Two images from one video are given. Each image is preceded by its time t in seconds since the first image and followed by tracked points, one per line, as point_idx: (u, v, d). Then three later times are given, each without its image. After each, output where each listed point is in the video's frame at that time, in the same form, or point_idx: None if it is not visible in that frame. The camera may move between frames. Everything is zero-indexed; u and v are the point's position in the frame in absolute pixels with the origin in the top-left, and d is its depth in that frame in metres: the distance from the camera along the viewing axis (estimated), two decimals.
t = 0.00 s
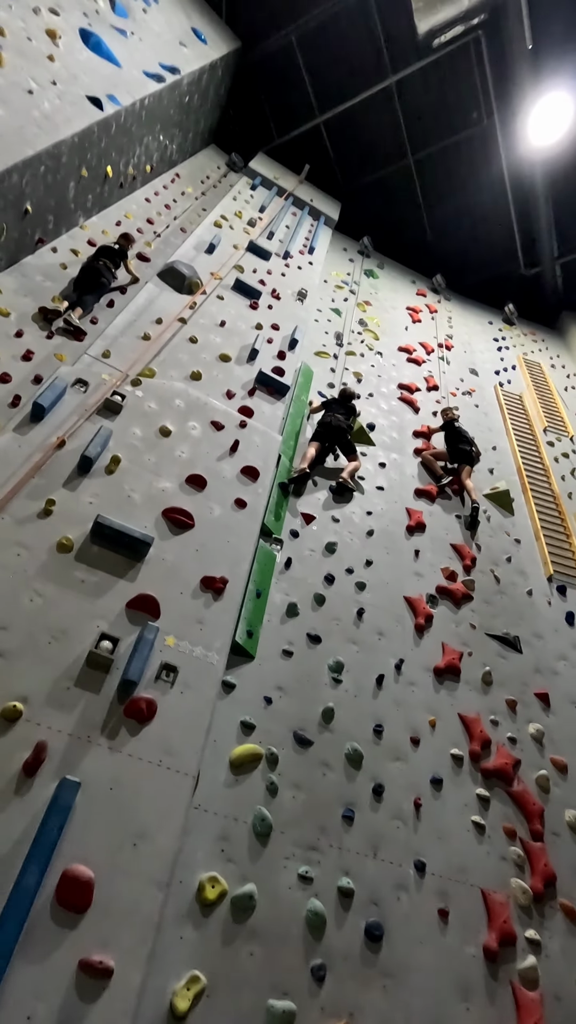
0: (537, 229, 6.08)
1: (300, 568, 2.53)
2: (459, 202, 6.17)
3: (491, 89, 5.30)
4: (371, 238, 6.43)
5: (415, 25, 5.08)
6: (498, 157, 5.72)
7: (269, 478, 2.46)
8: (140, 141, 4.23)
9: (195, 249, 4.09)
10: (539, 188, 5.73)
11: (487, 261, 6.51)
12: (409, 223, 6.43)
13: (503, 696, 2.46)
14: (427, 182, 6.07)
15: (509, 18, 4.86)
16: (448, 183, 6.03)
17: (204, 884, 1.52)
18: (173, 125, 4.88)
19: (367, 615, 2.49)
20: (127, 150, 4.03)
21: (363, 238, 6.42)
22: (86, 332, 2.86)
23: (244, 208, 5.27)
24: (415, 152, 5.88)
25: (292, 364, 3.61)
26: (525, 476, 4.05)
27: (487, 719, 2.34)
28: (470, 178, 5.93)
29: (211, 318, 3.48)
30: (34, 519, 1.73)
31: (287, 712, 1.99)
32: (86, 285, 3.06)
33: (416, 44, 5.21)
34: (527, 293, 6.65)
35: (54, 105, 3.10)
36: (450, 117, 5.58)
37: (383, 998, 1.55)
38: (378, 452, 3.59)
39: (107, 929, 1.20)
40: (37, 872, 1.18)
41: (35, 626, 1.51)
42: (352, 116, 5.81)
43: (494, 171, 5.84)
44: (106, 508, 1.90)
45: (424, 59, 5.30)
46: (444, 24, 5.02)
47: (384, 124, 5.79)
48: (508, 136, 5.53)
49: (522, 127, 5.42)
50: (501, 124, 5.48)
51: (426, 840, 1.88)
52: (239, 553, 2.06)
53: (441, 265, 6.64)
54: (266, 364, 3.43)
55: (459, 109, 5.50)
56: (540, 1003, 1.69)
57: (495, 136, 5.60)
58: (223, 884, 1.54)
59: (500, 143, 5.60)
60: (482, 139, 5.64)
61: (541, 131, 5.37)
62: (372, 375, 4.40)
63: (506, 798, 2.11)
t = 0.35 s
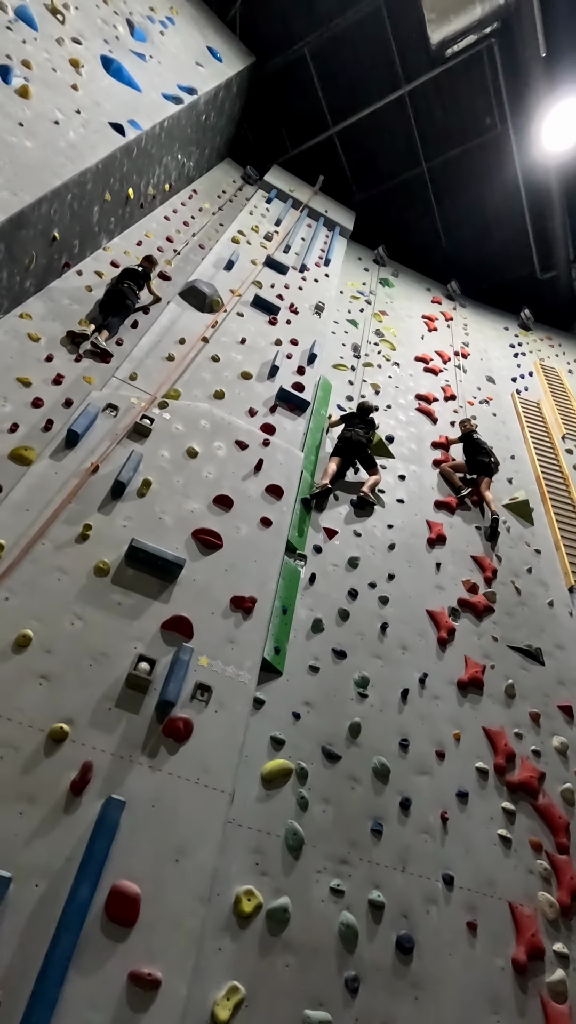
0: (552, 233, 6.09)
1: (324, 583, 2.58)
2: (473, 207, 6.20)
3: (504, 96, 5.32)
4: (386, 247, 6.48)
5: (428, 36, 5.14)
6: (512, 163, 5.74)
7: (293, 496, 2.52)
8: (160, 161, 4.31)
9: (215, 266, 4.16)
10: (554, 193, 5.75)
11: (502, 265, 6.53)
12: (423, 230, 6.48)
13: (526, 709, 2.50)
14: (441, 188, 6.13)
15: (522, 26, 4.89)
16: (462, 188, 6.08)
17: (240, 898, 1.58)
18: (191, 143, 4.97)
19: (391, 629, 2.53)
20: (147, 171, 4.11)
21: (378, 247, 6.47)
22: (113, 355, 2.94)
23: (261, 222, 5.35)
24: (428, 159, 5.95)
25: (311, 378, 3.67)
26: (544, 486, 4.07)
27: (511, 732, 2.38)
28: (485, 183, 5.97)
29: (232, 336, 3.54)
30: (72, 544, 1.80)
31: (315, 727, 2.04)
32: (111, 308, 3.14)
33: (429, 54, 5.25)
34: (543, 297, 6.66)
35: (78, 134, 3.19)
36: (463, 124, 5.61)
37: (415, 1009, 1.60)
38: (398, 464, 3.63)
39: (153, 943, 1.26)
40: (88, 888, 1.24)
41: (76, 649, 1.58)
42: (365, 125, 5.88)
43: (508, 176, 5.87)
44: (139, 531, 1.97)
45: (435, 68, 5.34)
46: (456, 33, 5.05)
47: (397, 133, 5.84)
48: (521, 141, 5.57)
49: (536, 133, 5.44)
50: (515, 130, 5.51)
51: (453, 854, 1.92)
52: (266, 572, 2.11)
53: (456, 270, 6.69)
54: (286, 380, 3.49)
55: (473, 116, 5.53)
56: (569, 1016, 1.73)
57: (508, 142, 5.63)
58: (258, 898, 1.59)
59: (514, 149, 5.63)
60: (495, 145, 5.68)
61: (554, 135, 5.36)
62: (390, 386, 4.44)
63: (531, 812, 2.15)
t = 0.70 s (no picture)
0: (556, 240, 6.14)
1: (336, 594, 2.64)
2: (478, 214, 6.25)
3: (510, 105, 5.37)
4: (391, 254, 6.54)
5: (434, 45, 5.19)
6: (517, 170, 5.79)
7: (306, 509, 2.58)
8: (170, 173, 4.37)
9: (224, 277, 4.23)
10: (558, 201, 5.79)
11: (506, 272, 6.58)
12: (428, 237, 6.53)
13: (533, 716, 2.56)
14: (446, 195, 6.19)
15: (526, 37, 4.92)
16: (467, 195, 6.13)
17: (263, 901, 1.65)
18: (200, 153, 5.02)
19: (401, 638, 2.60)
20: (159, 183, 4.18)
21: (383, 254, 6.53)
22: (128, 369, 3.01)
23: (268, 230, 5.41)
24: (433, 166, 6.00)
25: (321, 389, 3.74)
26: (548, 493, 4.14)
27: (518, 739, 2.44)
28: (489, 190, 6.02)
29: (243, 348, 3.61)
30: (98, 561, 1.87)
31: (330, 736, 2.11)
32: (126, 322, 3.20)
33: (434, 62, 5.29)
34: (546, 303, 6.72)
35: (94, 152, 3.26)
36: (468, 132, 5.66)
37: (430, 1008, 1.67)
38: (405, 473, 3.70)
39: (185, 946, 1.33)
40: (124, 895, 1.31)
41: (105, 664, 1.65)
42: (371, 133, 5.94)
43: (513, 184, 5.92)
44: (160, 547, 2.03)
45: (441, 77, 5.39)
46: (463, 43, 5.10)
47: (403, 140, 5.90)
48: (526, 150, 5.61)
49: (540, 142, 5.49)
50: (519, 139, 5.56)
51: (465, 858, 1.99)
52: (283, 585, 2.18)
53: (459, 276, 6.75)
54: (297, 391, 3.56)
55: (477, 124, 5.57)
56: None
57: (512, 150, 5.67)
58: (280, 901, 1.66)
59: (519, 157, 5.68)
60: (499, 153, 5.72)
61: (558, 146, 5.42)
62: (397, 395, 4.51)
63: (539, 817, 2.22)
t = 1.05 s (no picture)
0: (559, 246, 6.17)
1: (345, 606, 2.69)
2: (481, 219, 6.28)
3: (513, 112, 5.38)
4: (395, 260, 6.58)
5: (438, 53, 5.20)
6: (520, 177, 5.80)
7: (316, 523, 2.63)
8: (178, 183, 4.40)
9: (232, 288, 4.27)
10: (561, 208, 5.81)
11: (509, 277, 6.62)
12: (432, 242, 6.57)
13: (539, 726, 2.62)
14: (449, 201, 6.22)
15: (529, 43, 4.88)
16: (470, 200, 6.15)
17: (279, 911, 1.71)
18: (207, 162, 5.06)
19: (409, 650, 2.65)
20: (167, 194, 4.21)
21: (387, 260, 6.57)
22: (139, 383, 3.06)
23: (273, 238, 5.45)
24: (437, 172, 6.03)
25: (328, 399, 3.78)
26: (552, 502, 4.19)
27: (524, 749, 2.50)
28: (492, 196, 6.04)
29: (252, 360, 3.66)
30: (117, 580, 1.92)
31: (341, 748, 2.16)
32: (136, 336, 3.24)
33: (439, 68, 5.30)
34: (549, 308, 6.76)
35: (104, 167, 3.28)
36: (472, 138, 5.68)
37: (440, 1014, 1.73)
38: (411, 483, 3.74)
39: (208, 957, 1.39)
40: (151, 909, 1.37)
41: (126, 682, 1.70)
42: (375, 139, 5.97)
43: (516, 191, 5.94)
44: (176, 564, 2.09)
45: (445, 84, 5.40)
46: (466, 51, 5.09)
47: (407, 147, 5.93)
48: (529, 156, 5.62)
49: (543, 148, 5.48)
50: (523, 145, 5.56)
51: (473, 867, 2.05)
52: (295, 600, 2.23)
53: (463, 281, 6.79)
54: (304, 403, 3.61)
55: (481, 129, 5.58)
56: None
57: (516, 155, 5.68)
58: (295, 911, 1.72)
59: (522, 164, 5.69)
60: (503, 158, 5.74)
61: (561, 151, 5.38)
62: (402, 403, 4.56)
63: (545, 826, 2.28)
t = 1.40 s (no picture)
0: (559, 250, 6.22)
1: (354, 614, 2.76)
2: (482, 225, 6.34)
3: (513, 120, 5.43)
4: (397, 266, 6.65)
5: (438, 63, 5.25)
6: (520, 183, 5.86)
7: (324, 534, 2.70)
8: (184, 196, 4.44)
9: (237, 299, 4.34)
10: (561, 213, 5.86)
11: (510, 281, 6.67)
12: (433, 247, 6.63)
13: (543, 731, 2.68)
14: (450, 206, 6.27)
15: (528, 55, 4.94)
16: (470, 206, 6.21)
17: (295, 914, 1.78)
18: (211, 174, 5.12)
19: (417, 657, 2.71)
20: (173, 207, 4.28)
21: (389, 266, 6.63)
22: (150, 397, 3.12)
23: (277, 247, 5.51)
24: (437, 178, 6.09)
25: (333, 409, 3.85)
26: (554, 508, 4.26)
27: (529, 754, 2.56)
28: (492, 202, 6.10)
29: (258, 372, 3.73)
30: (135, 595, 1.99)
31: (352, 754, 2.23)
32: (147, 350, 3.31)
33: (438, 78, 5.36)
34: (550, 312, 6.81)
35: (114, 184, 3.29)
36: (473, 146, 5.74)
37: (452, 1012, 1.80)
38: (416, 491, 3.81)
39: (231, 958, 1.46)
40: (177, 913, 1.44)
41: (146, 695, 1.77)
42: (376, 146, 6.03)
43: (516, 196, 6.00)
44: (191, 578, 2.16)
45: (445, 92, 5.45)
46: (466, 62, 5.15)
47: (407, 154, 5.98)
48: (529, 163, 5.67)
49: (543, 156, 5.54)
50: (523, 153, 5.62)
51: (481, 869, 2.11)
52: (306, 612, 2.30)
53: (465, 286, 6.85)
54: (310, 413, 3.68)
55: (481, 136, 5.64)
56: None
57: (516, 163, 5.74)
58: (311, 913, 1.79)
59: (522, 170, 5.74)
60: (503, 165, 5.79)
61: (561, 159, 5.45)
62: (405, 411, 4.62)
63: (550, 829, 2.34)
